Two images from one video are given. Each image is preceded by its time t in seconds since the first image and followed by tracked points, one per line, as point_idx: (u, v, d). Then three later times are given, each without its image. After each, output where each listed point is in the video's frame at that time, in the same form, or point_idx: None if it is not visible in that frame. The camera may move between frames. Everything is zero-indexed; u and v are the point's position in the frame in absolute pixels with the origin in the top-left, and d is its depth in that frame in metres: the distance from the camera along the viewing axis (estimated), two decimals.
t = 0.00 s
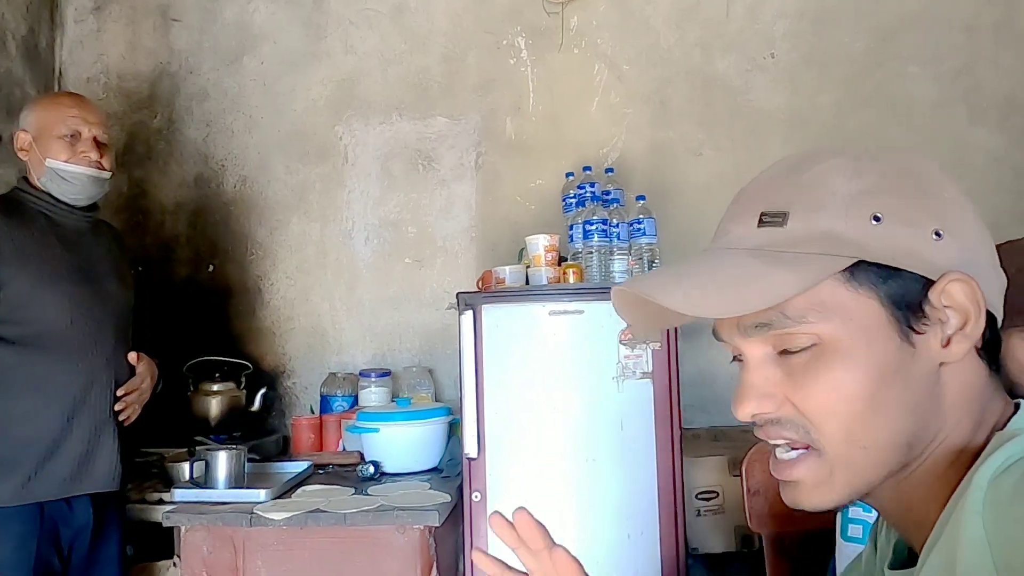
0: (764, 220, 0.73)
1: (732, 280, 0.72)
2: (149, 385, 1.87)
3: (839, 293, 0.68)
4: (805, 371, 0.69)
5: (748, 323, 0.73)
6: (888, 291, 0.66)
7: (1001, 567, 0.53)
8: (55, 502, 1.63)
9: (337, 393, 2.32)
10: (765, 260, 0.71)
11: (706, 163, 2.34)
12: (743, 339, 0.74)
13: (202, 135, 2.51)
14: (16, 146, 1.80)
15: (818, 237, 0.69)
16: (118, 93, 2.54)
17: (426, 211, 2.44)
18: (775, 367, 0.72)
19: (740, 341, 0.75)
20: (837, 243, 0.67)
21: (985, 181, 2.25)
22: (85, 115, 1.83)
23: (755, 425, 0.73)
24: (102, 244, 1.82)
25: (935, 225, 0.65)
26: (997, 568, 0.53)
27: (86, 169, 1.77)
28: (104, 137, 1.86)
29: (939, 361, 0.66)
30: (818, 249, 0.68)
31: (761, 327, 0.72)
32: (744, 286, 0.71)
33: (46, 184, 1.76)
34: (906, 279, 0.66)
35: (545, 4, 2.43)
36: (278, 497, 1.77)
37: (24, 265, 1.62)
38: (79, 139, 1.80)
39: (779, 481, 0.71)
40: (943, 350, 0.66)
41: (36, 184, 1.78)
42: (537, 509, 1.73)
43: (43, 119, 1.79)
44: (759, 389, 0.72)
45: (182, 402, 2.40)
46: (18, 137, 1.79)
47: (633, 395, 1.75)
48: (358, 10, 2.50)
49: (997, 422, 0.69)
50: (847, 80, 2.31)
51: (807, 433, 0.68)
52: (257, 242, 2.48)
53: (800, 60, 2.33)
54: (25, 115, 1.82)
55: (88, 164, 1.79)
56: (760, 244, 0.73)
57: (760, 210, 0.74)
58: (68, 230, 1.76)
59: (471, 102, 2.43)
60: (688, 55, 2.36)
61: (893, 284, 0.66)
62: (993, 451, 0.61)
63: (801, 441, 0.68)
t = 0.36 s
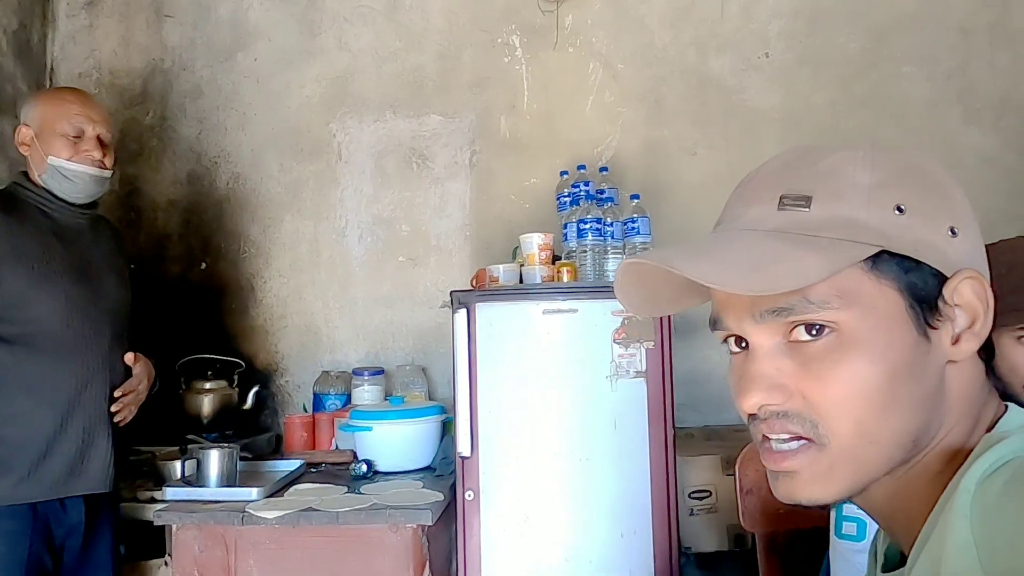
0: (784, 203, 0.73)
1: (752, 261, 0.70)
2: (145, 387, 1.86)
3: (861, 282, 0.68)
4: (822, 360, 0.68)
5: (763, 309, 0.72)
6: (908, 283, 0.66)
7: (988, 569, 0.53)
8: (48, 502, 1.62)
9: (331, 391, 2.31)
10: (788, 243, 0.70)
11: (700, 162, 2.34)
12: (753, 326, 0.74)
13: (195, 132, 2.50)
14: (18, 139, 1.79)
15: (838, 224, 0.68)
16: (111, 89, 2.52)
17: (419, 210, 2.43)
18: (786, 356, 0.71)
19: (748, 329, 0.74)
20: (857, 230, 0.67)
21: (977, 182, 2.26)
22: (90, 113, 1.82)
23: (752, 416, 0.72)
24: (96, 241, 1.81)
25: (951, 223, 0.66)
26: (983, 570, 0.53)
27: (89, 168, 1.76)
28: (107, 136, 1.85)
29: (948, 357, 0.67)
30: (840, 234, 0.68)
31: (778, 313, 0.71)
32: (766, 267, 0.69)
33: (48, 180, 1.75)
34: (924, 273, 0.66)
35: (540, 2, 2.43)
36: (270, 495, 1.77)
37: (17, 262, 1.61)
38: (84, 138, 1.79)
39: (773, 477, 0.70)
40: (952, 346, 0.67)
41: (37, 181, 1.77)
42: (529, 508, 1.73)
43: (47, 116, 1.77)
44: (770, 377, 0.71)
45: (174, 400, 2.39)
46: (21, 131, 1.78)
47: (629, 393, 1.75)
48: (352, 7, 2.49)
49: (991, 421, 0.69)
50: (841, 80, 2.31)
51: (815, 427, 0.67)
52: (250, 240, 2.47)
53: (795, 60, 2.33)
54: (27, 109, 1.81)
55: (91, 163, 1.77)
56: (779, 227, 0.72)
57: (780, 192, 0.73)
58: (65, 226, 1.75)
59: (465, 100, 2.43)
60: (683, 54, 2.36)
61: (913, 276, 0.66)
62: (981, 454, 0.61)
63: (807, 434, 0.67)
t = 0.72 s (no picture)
0: (759, 216, 0.73)
1: (721, 277, 0.72)
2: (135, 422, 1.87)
3: (832, 297, 0.68)
4: (791, 373, 0.69)
5: (736, 321, 0.74)
6: (881, 297, 0.67)
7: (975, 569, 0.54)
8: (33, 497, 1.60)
9: (316, 387, 2.30)
10: (759, 261, 0.71)
11: (688, 161, 2.35)
12: (731, 336, 0.76)
13: (181, 125, 2.47)
14: (33, 134, 1.76)
15: (810, 238, 0.69)
16: (96, 81, 2.49)
17: (407, 206, 2.42)
18: (760, 366, 0.73)
19: (727, 337, 0.76)
20: (828, 246, 0.68)
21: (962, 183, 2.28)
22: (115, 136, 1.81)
23: (732, 421, 0.75)
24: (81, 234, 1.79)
25: (933, 233, 0.65)
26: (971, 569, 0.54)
27: (98, 195, 1.78)
28: (120, 158, 1.85)
29: (925, 369, 0.67)
30: (810, 249, 0.68)
31: (750, 327, 0.73)
32: (733, 284, 0.71)
33: (50, 185, 1.73)
34: (901, 286, 0.66)
35: None
36: (254, 491, 1.75)
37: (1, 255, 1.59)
38: (102, 160, 1.79)
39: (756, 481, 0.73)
40: (930, 358, 0.66)
41: (37, 180, 1.75)
42: (515, 506, 1.73)
43: (76, 128, 1.75)
44: (744, 387, 0.73)
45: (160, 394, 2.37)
46: (40, 127, 1.75)
47: (614, 392, 1.75)
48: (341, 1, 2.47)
49: (977, 424, 0.70)
50: (829, 82, 2.33)
51: (782, 437, 0.69)
52: (237, 234, 2.45)
53: (783, 61, 2.34)
54: (48, 107, 1.78)
55: (99, 187, 1.79)
56: (753, 241, 0.73)
57: (757, 204, 0.74)
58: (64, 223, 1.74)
59: (454, 97, 2.42)
60: (672, 53, 2.37)
61: (887, 290, 0.66)
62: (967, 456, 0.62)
63: (775, 444, 0.69)
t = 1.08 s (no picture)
0: (776, 200, 0.74)
1: (745, 258, 0.71)
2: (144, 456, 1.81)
3: (852, 280, 0.69)
4: (810, 357, 0.69)
5: (753, 305, 0.73)
6: (896, 284, 0.68)
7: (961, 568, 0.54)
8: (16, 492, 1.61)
9: (301, 383, 2.29)
10: (782, 240, 0.71)
11: (676, 160, 2.36)
12: (743, 321, 0.74)
13: (166, 117, 2.45)
14: (38, 130, 1.72)
15: (830, 221, 0.70)
16: (80, 70, 2.46)
17: (395, 201, 2.41)
18: (774, 353, 0.72)
19: (737, 323, 0.75)
20: (849, 229, 0.69)
21: (947, 186, 2.30)
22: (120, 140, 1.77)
23: (736, 414, 0.73)
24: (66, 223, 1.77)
25: (938, 225, 0.68)
26: (956, 569, 0.54)
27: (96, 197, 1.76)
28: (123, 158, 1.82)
29: (929, 359, 0.69)
30: (833, 232, 0.69)
31: (768, 310, 0.72)
32: (761, 262, 0.70)
33: (49, 185, 1.72)
34: (913, 274, 0.68)
35: None
36: (238, 487, 1.74)
37: None
38: (104, 164, 1.76)
39: (755, 476, 0.71)
40: (934, 348, 0.69)
41: (36, 176, 1.73)
42: (500, 503, 1.73)
43: (81, 132, 1.71)
44: (757, 374, 0.71)
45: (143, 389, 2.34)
46: (44, 125, 1.71)
47: (599, 390, 1.76)
48: None
49: (967, 421, 0.72)
50: (816, 83, 2.35)
51: (796, 429, 0.68)
52: (222, 228, 2.43)
53: (771, 61, 2.36)
54: (55, 105, 1.74)
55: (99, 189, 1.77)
56: (772, 223, 0.73)
57: (772, 188, 0.75)
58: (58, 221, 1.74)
59: (443, 92, 2.41)
60: (662, 52, 2.38)
61: (902, 277, 0.68)
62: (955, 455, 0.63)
63: (788, 436, 0.68)
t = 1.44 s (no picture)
0: (757, 195, 0.75)
1: (722, 252, 0.71)
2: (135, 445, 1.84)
3: (825, 278, 0.70)
4: (781, 351, 0.70)
5: (727, 298, 0.74)
6: (870, 284, 0.69)
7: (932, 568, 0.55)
8: None
9: (283, 377, 2.28)
10: (759, 233, 0.72)
11: (661, 160, 2.37)
12: (716, 315, 0.75)
13: (149, 108, 2.42)
14: (37, 127, 1.75)
15: (808, 219, 0.71)
16: (61, 59, 2.42)
17: (380, 197, 2.40)
18: (745, 347, 0.72)
19: (711, 317, 0.75)
20: (827, 227, 0.69)
21: (928, 189, 2.33)
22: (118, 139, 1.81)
23: (706, 407, 0.73)
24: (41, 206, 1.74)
25: (913, 229, 0.69)
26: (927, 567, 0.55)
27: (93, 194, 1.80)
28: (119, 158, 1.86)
29: (900, 361, 0.70)
30: (810, 230, 0.70)
31: (742, 304, 0.73)
32: (738, 255, 0.71)
33: (46, 182, 1.74)
34: (887, 275, 0.69)
35: None
36: (218, 482, 1.73)
37: None
38: (101, 162, 1.80)
39: (720, 467, 0.71)
40: (905, 351, 0.70)
41: (33, 172, 1.75)
42: (483, 499, 1.74)
43: (80, 130, 1.75)
44: (728, 366, 0.72)
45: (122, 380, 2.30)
46: (44, 123, 1.74)
47: (583, 387, 1.77)
48: None
49: (937, 422, 0.73)
50: (801, 85, 2.37)
51: (760, 423, 0.68)
52: (204, 221, 2.40)
53: (756, 63, 2.37)
54: (54, 102, 1.77)
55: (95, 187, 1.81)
56: (751, 218, 0.74)
57: (753, 184, 0.75)
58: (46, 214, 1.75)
59: (430, 88, 2.41)
60: (648, 51, 2.38)
61: (876, 278, 0.69)
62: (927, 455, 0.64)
63: (751, 431, 0.69)
